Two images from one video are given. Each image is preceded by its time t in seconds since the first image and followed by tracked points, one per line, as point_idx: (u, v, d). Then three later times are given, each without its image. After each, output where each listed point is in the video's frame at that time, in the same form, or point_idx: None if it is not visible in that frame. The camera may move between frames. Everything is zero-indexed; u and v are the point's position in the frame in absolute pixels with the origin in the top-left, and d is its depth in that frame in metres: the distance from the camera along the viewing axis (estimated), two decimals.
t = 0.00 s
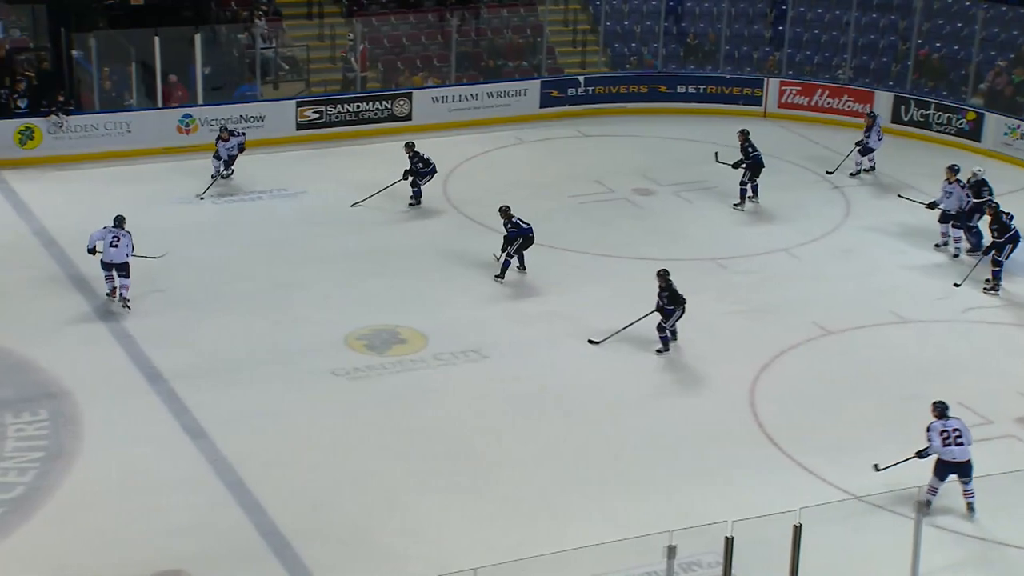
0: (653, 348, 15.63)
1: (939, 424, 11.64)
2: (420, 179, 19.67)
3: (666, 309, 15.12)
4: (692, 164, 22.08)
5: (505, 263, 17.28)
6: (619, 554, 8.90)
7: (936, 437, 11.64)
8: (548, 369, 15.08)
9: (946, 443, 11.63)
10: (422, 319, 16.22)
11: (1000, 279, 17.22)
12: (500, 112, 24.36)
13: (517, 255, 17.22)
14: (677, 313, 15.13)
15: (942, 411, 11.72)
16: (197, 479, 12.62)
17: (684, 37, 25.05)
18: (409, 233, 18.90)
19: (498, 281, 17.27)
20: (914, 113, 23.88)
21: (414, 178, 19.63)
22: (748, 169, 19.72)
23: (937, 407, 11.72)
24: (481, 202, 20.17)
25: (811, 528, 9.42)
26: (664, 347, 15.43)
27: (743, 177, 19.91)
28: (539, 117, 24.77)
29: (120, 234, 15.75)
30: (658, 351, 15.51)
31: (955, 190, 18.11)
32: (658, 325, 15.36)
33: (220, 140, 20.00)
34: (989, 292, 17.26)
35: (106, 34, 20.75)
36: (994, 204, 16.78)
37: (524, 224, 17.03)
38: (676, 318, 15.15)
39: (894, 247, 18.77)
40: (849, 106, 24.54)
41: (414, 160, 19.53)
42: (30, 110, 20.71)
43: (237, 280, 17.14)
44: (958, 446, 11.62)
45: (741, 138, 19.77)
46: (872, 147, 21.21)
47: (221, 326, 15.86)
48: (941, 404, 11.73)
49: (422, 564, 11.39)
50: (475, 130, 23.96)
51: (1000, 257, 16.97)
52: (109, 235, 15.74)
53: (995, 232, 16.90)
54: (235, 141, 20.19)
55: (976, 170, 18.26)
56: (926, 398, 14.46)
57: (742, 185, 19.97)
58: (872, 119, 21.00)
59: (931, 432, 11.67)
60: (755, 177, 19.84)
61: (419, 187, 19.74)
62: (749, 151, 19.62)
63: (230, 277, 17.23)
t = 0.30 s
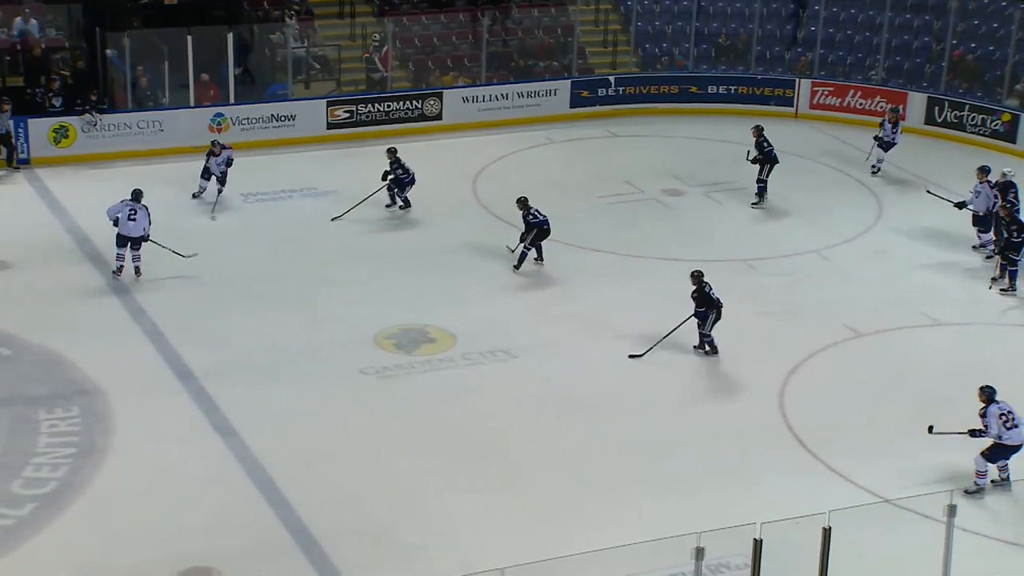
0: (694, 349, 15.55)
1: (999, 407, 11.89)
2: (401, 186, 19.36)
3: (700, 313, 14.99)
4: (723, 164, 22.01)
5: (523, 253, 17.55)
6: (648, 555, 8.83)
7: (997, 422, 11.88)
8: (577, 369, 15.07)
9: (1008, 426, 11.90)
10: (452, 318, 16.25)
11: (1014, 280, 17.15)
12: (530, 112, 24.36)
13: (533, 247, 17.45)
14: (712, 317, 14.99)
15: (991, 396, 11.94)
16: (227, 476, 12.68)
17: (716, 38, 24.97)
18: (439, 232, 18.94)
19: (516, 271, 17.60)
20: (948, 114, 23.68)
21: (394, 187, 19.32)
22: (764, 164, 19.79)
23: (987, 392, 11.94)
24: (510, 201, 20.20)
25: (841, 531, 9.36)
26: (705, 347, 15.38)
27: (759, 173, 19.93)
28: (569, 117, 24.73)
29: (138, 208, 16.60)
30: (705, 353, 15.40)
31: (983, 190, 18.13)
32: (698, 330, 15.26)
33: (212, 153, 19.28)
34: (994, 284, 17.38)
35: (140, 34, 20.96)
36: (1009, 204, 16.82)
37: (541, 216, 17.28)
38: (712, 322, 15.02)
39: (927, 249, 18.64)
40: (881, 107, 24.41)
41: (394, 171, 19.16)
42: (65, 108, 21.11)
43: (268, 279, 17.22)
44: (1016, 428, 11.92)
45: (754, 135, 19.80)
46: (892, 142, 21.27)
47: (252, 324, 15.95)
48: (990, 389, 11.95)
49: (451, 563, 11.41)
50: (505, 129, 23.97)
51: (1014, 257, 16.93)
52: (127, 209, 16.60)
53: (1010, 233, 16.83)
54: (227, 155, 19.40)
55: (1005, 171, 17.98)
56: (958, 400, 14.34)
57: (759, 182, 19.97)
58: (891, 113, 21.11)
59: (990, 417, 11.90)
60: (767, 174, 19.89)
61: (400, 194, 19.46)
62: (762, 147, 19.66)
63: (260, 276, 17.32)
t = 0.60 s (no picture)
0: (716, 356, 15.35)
1: None
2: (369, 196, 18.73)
3: (720, 315, 14.71)
4: (735, 162, 21.98)
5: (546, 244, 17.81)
6: (660, 553, 8.81)
7: None
8: (588, 366, 15.09)
9: None
10: (463, 315, 16.28)
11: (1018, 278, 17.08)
12: (542, 109, 24.36)
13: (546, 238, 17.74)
14: (732, 319, 14.73)
15: (1020, 391, 12.34)
16: (239, 472, 12.74)
17: (729, 35, 24.93)
18: (451, 229, 18.96)
19: (543, 263, 17.82)
20: (961, 112, 23.60)
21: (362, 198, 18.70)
22: (759, 161, 19.83)
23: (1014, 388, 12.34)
24: (522, 198, 20.22)
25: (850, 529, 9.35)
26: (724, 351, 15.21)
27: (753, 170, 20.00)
28: (581, 115, 24.72)
29: (143, 187, 17.27)
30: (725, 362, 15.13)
31: (972, 203, 17.76)
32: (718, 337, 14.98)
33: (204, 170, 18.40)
34: (993, 281, 17.41)
35: (153, 31, 21.01)
36: (1006, 203, 16.62)
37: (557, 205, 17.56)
38: (731, 324, 14.75)
39: (939, 246, 18.60)
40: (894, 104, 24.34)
41: (361, 180, 18.50)
42: (80, 104, 21.03)
43: (280, 276, 17.27)
44: None
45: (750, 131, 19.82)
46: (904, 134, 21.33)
47: (263, 321, 16.00)
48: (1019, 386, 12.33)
49: (463, 559, 11.45)
50: (517, 126, 23.97)
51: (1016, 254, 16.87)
52: (132, 186, 17.28)
53: (1010, 231, 16.70)
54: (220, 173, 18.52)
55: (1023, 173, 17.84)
56: (970, 398, 14.33)
57: (754, 179, 20.09)
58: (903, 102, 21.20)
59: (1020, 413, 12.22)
60: (759, 171, 19.97)
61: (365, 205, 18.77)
62: (760, 143, 19.73)
63: (272, 273, 17.37)
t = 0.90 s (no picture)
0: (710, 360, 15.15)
1: None
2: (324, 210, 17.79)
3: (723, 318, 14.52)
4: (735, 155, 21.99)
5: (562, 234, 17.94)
6: (658, 545, 8.82)
7: None
8: (588, 359, 15.11)
9: None
10: (463, 308, 16.31)
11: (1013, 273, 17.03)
12: (542, 103, 24.35)
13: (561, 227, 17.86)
14: (731, 318, 14.55)
15: None
16: (239, 465, 12.76)
17: (729, 29, 24.91)
18: (451, 223, 18.97)
19: (562, 254, 17.93)
20: (961, 106, 23.61)
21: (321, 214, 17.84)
22: (746, 158, 19.70)
23: None
24: (522, 192, 20.24)
25: (848, 521, 9.36)
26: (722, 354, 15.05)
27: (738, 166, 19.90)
28: (581, 109, 24.72)
29: (149, 165, 18.04)
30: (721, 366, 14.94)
31: (952, 197, 17.78)
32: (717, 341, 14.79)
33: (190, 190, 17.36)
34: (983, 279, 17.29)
35: (153, 24, 20.95)
36: (998, 199, 16.58)
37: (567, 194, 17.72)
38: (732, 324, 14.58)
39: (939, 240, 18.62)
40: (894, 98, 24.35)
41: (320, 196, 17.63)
42: (80, 98, 21.06)
43: (280, 269, 17.28)
44: None
45: (741, 128, 19.62)
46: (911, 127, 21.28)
47: (263, 314, 16.02)
48: None
49: (463, 552, 11.48)
50: (516, 120, 23.97)
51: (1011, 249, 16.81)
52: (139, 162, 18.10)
53: (1003, 227, 16.64)
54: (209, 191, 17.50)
55: None
56: (970, 391, 14.37)
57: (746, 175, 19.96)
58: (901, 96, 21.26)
59: None
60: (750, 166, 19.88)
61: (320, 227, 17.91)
62: (753, 140, 19.55)
63: (272, 266, 17.39)
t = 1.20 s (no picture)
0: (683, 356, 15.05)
1: None
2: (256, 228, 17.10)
3: (701, 314, 14.32)
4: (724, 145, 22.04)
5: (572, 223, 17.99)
6: (647, 533, 8.88)
7: None
8: (577, 348, 15.17)
9: None
10: (453, 298, 16.36)
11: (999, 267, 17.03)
12: (532, 92, 24.36)
13: (570, 217, 17.87)
14: (712, 314, 14.39)
15: None
16: (229, 454, 12.81)
17: (718, 19, 24.99)
18: (440, 213, 19.00)
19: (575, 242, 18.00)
20: (948, 95, 23.69)
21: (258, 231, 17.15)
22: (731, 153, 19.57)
23: None
24: (512, 182, 20.27)
25: (835, 508, 9.40)
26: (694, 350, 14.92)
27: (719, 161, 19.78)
28: (570, 98, 24.73)
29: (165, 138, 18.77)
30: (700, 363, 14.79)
31: (939, 181, 17.88)
32: (693, 338, 14.61)
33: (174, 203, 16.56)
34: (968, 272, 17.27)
35: (142, 14, 20.94)
36: (987, 192, 16.58)
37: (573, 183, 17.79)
38: (709, 321, 14.41)
39: (927, 230, 18.68)
40: (882, 87, 24.40)
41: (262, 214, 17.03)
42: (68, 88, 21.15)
43: (269, 259, 17.30)
44: None
45: (731, 125, 19.38)
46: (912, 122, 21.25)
47: (253, 303, 16.05)
48: None
49: (452, 541, 11.53)
50: (506, 110, 23.97)
51: (993, 244, 16.83)
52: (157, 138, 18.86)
53: (989, 220, 16.65)
54: (195, 205, 16.59)
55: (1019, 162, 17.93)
56: (958, 379, 14.47)
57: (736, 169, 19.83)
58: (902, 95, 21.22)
59: None
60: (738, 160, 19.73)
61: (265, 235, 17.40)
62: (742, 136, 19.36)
63: (261, 256, 17.39)
